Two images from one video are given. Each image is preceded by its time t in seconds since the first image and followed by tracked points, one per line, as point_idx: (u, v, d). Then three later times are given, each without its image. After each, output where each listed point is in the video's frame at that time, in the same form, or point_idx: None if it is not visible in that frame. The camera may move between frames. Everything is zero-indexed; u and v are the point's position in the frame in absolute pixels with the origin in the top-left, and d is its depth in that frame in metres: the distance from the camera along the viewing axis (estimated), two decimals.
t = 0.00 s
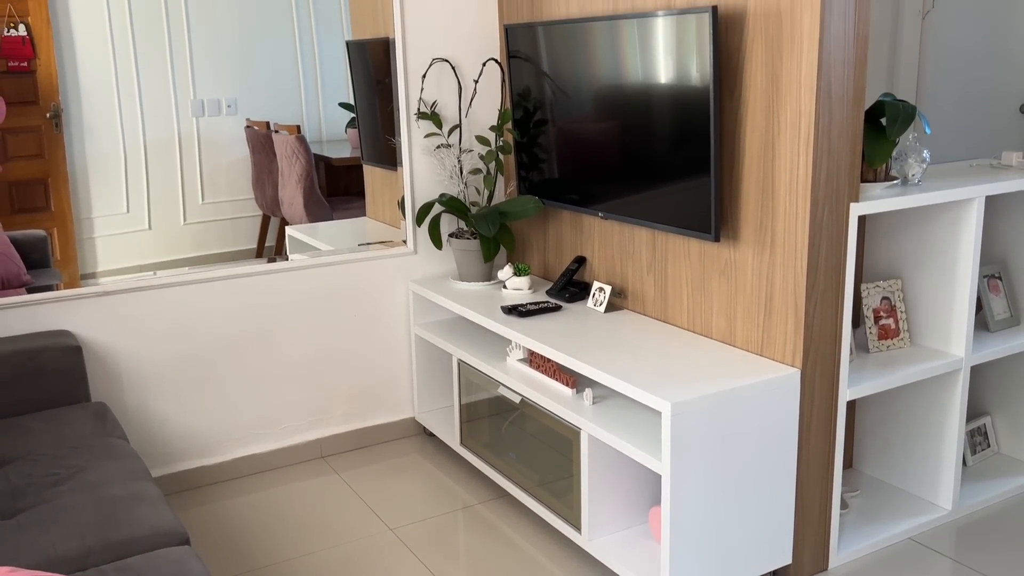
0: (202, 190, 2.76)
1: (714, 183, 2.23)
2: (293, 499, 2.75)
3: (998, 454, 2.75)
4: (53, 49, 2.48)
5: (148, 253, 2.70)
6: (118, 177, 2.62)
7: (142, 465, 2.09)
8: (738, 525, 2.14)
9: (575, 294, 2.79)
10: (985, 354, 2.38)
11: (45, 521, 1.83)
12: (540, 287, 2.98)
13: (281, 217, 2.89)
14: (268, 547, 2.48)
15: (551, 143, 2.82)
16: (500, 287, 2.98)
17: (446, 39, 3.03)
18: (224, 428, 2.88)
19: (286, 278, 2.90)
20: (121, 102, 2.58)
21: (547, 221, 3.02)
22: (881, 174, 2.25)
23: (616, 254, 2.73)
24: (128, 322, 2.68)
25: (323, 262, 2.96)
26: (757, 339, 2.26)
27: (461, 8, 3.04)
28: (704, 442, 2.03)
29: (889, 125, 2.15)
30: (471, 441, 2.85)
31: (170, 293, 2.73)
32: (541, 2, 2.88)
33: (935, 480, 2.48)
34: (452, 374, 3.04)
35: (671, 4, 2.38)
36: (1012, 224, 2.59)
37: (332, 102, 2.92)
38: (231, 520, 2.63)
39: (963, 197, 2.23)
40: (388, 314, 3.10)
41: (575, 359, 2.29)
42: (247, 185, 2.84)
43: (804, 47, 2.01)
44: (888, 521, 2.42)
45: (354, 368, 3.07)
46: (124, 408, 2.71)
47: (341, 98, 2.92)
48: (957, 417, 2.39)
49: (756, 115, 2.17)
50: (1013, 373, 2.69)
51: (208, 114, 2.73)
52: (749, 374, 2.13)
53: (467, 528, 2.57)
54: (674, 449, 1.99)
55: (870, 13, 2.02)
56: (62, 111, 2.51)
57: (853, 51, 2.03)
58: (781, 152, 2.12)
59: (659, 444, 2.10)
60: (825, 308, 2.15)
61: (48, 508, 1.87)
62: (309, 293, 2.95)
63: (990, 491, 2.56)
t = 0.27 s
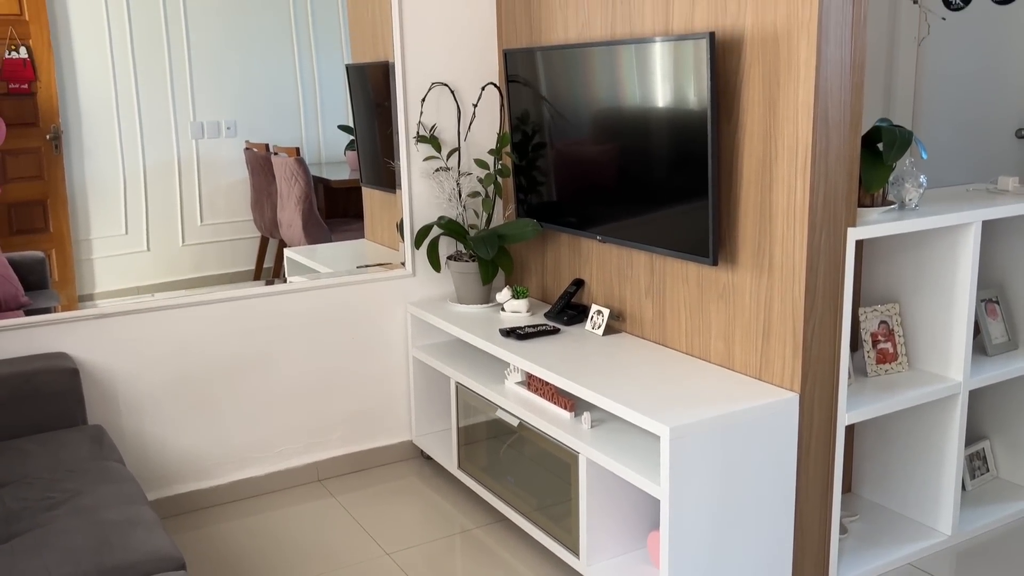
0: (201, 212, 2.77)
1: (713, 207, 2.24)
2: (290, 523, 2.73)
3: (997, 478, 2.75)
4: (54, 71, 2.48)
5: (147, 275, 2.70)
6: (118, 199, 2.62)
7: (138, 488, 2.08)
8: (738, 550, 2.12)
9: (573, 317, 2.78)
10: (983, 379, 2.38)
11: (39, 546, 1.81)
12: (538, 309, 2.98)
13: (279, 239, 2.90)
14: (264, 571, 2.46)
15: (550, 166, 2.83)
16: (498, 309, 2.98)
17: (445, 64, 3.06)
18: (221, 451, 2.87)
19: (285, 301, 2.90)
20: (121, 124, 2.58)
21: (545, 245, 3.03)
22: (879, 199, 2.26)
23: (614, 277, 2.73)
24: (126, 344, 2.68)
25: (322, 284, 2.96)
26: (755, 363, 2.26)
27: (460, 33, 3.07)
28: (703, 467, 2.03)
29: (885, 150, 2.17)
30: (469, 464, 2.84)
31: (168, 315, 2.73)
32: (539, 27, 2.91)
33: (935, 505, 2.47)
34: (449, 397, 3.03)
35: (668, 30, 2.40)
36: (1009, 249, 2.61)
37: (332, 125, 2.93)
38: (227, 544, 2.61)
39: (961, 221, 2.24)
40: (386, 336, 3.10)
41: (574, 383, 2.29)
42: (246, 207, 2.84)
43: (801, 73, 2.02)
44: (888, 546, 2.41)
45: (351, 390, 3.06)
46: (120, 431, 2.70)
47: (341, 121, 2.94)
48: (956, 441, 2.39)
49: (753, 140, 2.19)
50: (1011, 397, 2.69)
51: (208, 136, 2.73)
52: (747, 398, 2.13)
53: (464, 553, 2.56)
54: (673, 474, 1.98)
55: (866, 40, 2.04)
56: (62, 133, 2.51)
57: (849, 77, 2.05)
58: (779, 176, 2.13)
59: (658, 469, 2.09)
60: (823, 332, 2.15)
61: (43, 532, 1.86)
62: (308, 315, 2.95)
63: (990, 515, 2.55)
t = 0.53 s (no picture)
0: (198, 230, 2.77)
1: (708, 227, 2.24)
2: (284, 543, 2.72)
3: (993, 498, 2.74)
4: (51, 91, 2.49)
5: (143, 294, 2.70)
6: (114, 218, 2.62)
7: (131, 509, 2.07)
8: (734, 572, 2.12)
9: (569, 337, 2.77)
10: (978, 399, 2.38)
11: (30, 567, 1.80)
12: (534, 328, 2.98)
13: (275, 257, 2.89)
14: None
15: (546, 186, 2.85)
16: (494, 328, 2.98)
17: (442, 84, 3.08)
18: (216, 471, 2.85)
19: (281, 320, 2.90)
20: (118, 143, 2.59)
21: (541, 264, 3.04)
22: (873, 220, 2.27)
23: (610, 296, 2.74)
24: (121, 363, 2.67)
25: (318, 303, 2.96)
26: (751, 383, 2.26)
27: (456, 54, 3.10)
28: (699, 488, 2.02)
29: (880, 171, 2.18)
30: (464, 484, 2.83)
31: (164, 334, 2.72)
32: (535, 48, 2.93)
33: (931, 525, 2.46)
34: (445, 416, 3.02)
35: (663, 51, 2.42)
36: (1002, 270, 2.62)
37: (329, 144, 2.94)
38: (220, 564, 2.59)
39: (955, 242, 2.25)
40: (382, 355, 3.10)
41: (569, 403, 2.28)
42: (243, 224, 2.84)
43: (795, 94, 2.04)
44: (884, 567, 2.40)
45: (347, 410, 3.06)
46: (114, 450, 2.68)
47: (337, 140, 2.95)
48: (952, 462, 2.39)
49: (748, 160, 2.20)
50: (1007, 417, 2.69)
51: (205, 154, 2.74)
52: (743, 418, 2.13)
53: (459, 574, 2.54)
54: (669, 495, 1.97)
55: (860, 62, 2.06)
56: (59, 151, 2.51)
57: (843, 99, 2.06)
58: (774, 197, 2.14)
59: (654, 489, 2.08)
60: (819, 352, 2.15)
61: (34, 553, 1.85)
62: (304, 334, 2.95)
63: (987, 536, 2.54)
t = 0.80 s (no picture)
0: (190, 248, 2.76)
1: (702, 247, 2.25)
2: (276, 564, 2.70)
3: (988, 518, 2.73)
4: (46, 109, 2.48)
5: (135, 312, 2.68)
6: (108, 236, 2.61)
7: (122, 530, 2.05)
8: None
9: (564, 355, 2.78)
10: (972, 419, 2.38)
11: None
12: (529, 347, 2.98)
13: (269, 275, 2.88)
14: None
15: (540, 205, 2.85)
16: (489, 347, 2.98)
17: (437, 104, 3.10)
18: (208, 491, 2.83)
19: (275, 339, 2.90)
20: (112, 162, 2.58)
21: (535, 283, 3.04)
22: (866, 240, 2.28)
23: (604, 315, 2.74)
24: (114, 383, 2.66)
25: (312, 321, 2.96)
26: (746, 403, 2.26)
27: (451, 74, 3.12)
28: (694, 509, 2.02)
29: (873, 191, 2.19)
30: (458, 504, 2.82)
31: (157, 353, 2.71)
32: (530, 69, 2.95)
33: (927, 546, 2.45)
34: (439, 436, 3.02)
35: (657, 73, 2.43)
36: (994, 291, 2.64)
37: (324, 162, 2.94)
38: None
39: (947, 262, 2.26)
40: (376, 374, 3.09)
41: (564, 423, 2.28)
42: (236, 243, 2.83)
43: (788, 115, 2.05)
44: None
45: (341, 429, 3.04)
46: (106, 470, 2.66)
47: (332, 158, 2.95)
48: (947, 482, 2.38)
49: (742, 181, 2.21)
50: (1001, 438, 2.69)
51: (199, 172, 2.73)
52: (738, 438, 2.13)
53: None
54: (664, 516, 1.97)
55: (852, 84, 2.07)
56: (53, 169, 2.51)
57: (836, 121, 2.08)
58: (768, 217, 2.15)
59: (649, 510, 2.08)
60: (813, 372, 2.15)
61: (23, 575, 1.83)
62: (297, 353, 2.94)
63: (983, 557, 2.53)
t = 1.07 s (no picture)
0: (183, 266, 2.75)
1: (696, 266, 2.25)
2: None
3: (982, 537, 2.73)
4: (39, 127, 2.48)
5: (127, 329, 2.67)
6: (100, 254, 2.60)
7: (113, 551, 2.03)
8: None
9: (558, 373, 2.77)
10: (966, 438, 2.38)
11: None
12: (523, 365, 2.97)
13: (262, 293, 2.88)
14: None
15: (534, 223, 2.86)
16: (483, 365, 2.98)
17: (431, 123, 3.11)
18: (200, 510, 2.81)
19: (268, 357, 2.89)
20: (105, 180, 2.58)
21: (529, 301, 3.04)
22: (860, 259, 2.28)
23: (598, 333, 2.74)
24: (106, 402, 2.64)
25: (306, 339, 2.95)
26: (740, 422, 2.26)
27: (445, 93, 3.13)
28: (689, 528, 2.01)
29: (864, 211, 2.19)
30: (451, 523, 2.80)
31: (149, 372, 2.70)
32: (524, 88, 2.96)
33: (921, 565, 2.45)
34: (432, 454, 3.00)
35: (651, 93, 2.45)
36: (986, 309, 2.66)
37: (318, 180, 2.94)
38: None
39: (940, 280, 2.27)
40: (369, 393, 3.09)
41: (558, 442, 2.27)
42: (229, 260, 2.83)
43: (781, 135, 2.06)
44: None
45: (334, 448, 3.03)
46: (97, 490, 2.64)
47: (326, 175, 2.95)
48: (941, 500, 2.38)
49: (735, 200, 2.22)
50: (994, 456, 2.69)
51: (192, 190, 2.73)
52: (733, 457, 2.13)
53: None
54: (659, 535, 1.96)
55: (844, 104, 2.09)
56: (45, 186, 2.50)
57: (828, 140, 2.09)
58: (761, 236, 2.15)
59: (643, 530, 2.07)
60: (807, 391, 2.15)
61: None
62: (291, 371, 2.93)
63: None
